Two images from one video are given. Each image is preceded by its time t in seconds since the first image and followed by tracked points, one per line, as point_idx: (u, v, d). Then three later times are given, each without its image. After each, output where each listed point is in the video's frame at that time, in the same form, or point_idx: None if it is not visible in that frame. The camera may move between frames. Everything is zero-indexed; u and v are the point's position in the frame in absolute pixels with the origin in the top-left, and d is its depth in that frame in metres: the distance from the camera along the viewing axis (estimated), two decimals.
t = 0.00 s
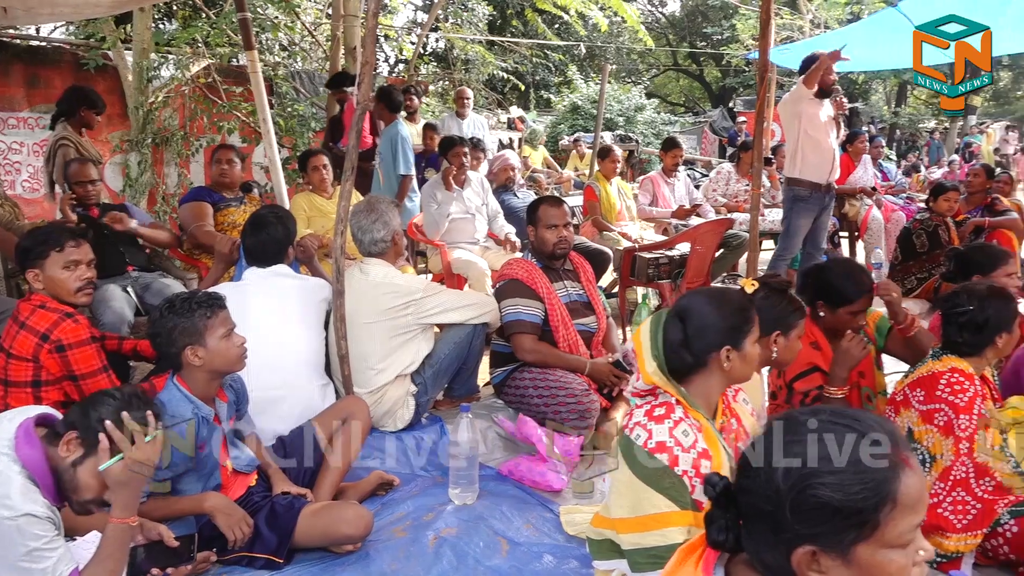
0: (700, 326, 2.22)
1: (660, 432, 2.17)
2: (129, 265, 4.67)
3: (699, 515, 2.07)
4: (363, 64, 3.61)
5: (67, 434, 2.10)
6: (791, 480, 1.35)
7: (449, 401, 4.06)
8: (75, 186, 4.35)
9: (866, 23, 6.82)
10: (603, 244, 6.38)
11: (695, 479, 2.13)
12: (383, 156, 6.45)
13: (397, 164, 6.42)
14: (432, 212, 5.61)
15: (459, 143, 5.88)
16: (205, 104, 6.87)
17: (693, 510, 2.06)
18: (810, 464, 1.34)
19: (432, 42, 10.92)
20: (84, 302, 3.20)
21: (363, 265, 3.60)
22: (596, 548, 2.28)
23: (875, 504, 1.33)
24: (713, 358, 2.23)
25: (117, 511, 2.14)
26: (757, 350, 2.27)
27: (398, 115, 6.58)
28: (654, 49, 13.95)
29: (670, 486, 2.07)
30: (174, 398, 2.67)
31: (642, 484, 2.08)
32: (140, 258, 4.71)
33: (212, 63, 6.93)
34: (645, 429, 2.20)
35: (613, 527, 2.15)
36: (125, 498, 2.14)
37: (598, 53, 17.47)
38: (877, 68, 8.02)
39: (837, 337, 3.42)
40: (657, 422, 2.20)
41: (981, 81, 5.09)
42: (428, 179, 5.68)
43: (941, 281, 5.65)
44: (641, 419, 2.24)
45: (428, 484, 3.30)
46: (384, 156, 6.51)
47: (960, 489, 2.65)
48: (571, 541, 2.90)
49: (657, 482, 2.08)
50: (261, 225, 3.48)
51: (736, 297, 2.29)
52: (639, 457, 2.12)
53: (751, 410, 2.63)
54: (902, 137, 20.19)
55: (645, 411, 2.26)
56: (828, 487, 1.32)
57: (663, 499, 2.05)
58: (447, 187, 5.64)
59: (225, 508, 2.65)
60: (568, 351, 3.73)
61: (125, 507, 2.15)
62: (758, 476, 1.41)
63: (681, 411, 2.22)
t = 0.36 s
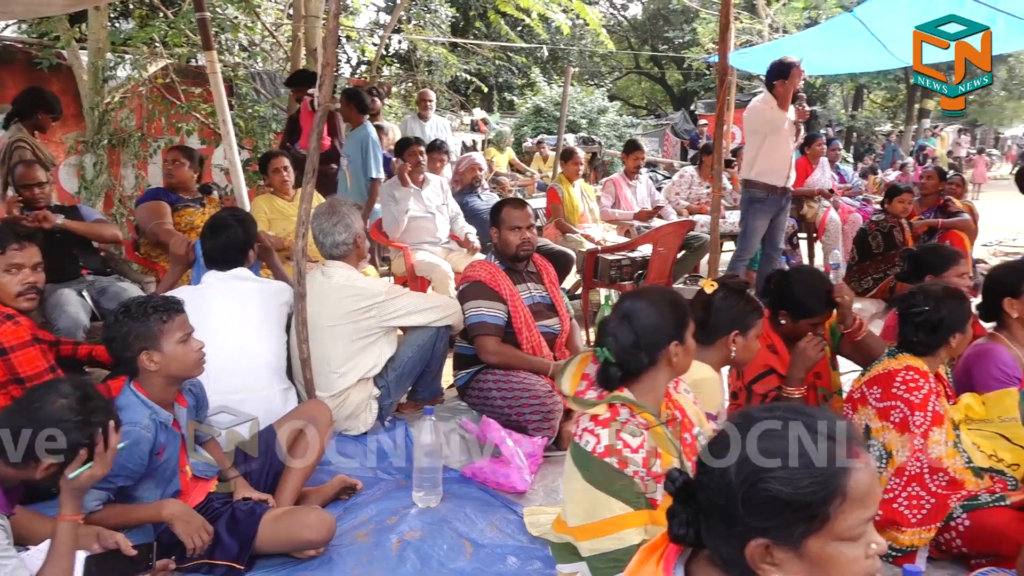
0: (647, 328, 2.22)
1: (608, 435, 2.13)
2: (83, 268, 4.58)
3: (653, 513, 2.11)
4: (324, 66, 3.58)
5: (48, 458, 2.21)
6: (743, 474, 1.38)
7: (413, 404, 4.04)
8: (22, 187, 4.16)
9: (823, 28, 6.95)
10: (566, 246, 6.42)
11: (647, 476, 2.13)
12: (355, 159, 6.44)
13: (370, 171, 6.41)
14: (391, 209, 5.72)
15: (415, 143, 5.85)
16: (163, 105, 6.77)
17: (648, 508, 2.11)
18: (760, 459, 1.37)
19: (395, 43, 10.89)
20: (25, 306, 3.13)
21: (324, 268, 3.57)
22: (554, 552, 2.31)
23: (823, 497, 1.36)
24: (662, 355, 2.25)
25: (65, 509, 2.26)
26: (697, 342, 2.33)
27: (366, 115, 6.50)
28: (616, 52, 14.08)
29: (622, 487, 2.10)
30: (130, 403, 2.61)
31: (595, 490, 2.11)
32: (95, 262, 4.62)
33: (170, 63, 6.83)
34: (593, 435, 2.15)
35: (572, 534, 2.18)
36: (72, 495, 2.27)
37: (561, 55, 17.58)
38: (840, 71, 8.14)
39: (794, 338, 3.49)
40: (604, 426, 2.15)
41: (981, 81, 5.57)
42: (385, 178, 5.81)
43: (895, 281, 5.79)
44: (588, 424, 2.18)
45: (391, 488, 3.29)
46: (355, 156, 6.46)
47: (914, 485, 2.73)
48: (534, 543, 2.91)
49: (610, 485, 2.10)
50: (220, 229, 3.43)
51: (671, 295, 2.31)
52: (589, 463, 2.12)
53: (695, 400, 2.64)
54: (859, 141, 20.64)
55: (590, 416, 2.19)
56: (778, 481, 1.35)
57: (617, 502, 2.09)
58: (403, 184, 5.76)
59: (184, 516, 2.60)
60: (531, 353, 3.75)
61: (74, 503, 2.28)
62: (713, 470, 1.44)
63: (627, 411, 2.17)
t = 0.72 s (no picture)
0: (580, 326, 2.25)
1: (553, 437, 2.14)
2: (39, 273, 4.49)
3: (606, 511, 2.10)
4: (286, 67, 3.55)
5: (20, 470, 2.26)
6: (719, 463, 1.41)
7: (379, 407, 4.03)
8: None
9: (783, 31, 7.11)
10: (532, 247, 6.45)
11: (597, 473, 2.10)
12: (325, 162, 6.41)
13: (343, 176, 6.46)
14: (353, 212, 5.65)
15: (379, 143, 5.83)
16: (122, 106, 6.66)
17: (601, 505, 2.10)
18: (731, 452, 1.40)
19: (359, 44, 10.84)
20: None
21: (288, 271, 3.54)
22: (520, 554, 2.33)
23: (794, 484, 1.39)
24: (598, 355, 2.28)
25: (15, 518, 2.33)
26: (636, 338, 2.36)
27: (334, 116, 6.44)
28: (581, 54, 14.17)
29: (571, 487, 2.09)
30: (89, 408, 2.59)
31: (546, 491, 2.12)
32: (51, 266, 4.53)
33: (129, 63, 6.72)
34: (540, 437, 2.16)
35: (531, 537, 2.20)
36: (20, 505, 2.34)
37: (526, 57, 17.64)
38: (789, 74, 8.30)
39: (755, 338, 3.55)
40: (548, 428, 2.16)
41: (981, 82, 5.68)
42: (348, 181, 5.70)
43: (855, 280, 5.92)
44: (535, 428, 2.20)
45: (358, 491, 3.28)
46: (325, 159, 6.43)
47: (874, 480, 2.78)
48: (502, 544, 2.92)
49: (560, 485, 2.10)
50: (181, 232, 3.39)
51: (607, 293, 2.38)
52: (537, 466, 2.14)
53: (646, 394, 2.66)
54: (819, 142, 20.99)
55: (537, 419, 2.21)
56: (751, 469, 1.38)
57: (567, 503, 2.10)
58: (368, 186, 5.69)
59: (146, 523, 2.57)
60: (497, 354, 3.76)
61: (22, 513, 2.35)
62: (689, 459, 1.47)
63: (571, 411, 2.18)
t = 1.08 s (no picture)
0: (564, 328, 2.30)
1: (541, 435, 2.18)
2: (9, 277, 4.44)
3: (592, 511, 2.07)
4: (259, 69, 3.53)
5: None
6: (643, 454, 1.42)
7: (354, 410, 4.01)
8: None
9: (754, 34, 7.21)
10: (508, 249, 6.46)
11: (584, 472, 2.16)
12: (296, 163, 6.33)
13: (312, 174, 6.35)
14: (327, 209, 5.62)
15: (353, 145, 5.80)
16: (92, 108, 6.58)
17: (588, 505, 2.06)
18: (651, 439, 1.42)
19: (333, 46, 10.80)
20: None
21: (262, 274, 3.52)
22: (501, 554, 2.32)
23: (720, 463, 1.41)
24: (583, 355, 2.32)
25: None
26: (621, 335, 2.39)
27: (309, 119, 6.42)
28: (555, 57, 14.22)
29: (559, 486, 2.06)
30: (61, 411, 2.57)
31: (533, 489, 2.09)
32: (21, 270, 4.47)
33: (99, 65, 6.65)
34: (528, 435, 2.21)
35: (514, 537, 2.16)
36: None
37: (501, 59, 17.67)
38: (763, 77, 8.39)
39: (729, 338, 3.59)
40: (537, 426, 2.21)
41: (983, 81, 5.58)
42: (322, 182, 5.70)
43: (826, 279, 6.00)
44: (522, 425, 2.24)
45: (334, 495, 3.27)
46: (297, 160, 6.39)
47: (847, 477, 2.83)
48: (479, 545, 2.93)
49: (547, 484, 2.07)
50: (153, 235, 3.36)
51: (591, 291, 2.41)
52: (525, 462, 2.11)
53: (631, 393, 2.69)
54: (792, 143, 21.22)
55: (525, 416, 2.25)
56: (677, 453, 1.40)
57: (555, 501, 2.06)
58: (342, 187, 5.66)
59: (119, 529, 2.54)
60: (473, 356, 3.77)
61: None
62: (614, 455, 1.47)
63: (560, 410, 2.23)
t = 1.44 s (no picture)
0: (564, 326, 2.33)
1: (541, 433, 2.19)
2: None
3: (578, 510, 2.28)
4: (233, 70, 3.51)
5: None
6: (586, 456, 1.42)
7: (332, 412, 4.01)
8: None
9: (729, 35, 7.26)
10: (485, 249, 6.47)
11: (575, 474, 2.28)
12: (269, 165, 6.31)
13: (287, 177, 6.33)
14: (304, 209, 5.63)
15: (329, 146, 5.77)
16: (63, 109, 6.49)
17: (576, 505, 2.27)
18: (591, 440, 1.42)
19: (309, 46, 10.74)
20: None
21: (238, 276, 3.51)
22: (484, 552, 2.37)
23: (660, 462, 1.42)
24: (583, 352, 2.35)
25: None
26: (619, 333, 2.43)
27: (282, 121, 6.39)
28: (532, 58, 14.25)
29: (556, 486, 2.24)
30: (33, 414, 2.54)
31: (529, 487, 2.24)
32: None
33: (70, 65, 6.56)
34: (527, 432, 2.20)
35: (502, 532, 2.31)
36: None
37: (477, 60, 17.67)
38: (738, 77, 8.45)
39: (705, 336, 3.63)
40: (537, 424, 2.20)
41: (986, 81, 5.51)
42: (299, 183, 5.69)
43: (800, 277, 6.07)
44: (520, 421, 2.22)
45: (312, 497, 3.25)
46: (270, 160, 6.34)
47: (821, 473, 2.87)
48: (458, 546, 2.94)
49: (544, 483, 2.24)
50: (128, 237, 3.33)
51: (590, 289, 2.44)
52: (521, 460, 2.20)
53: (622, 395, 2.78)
54: (767, 143, 21.42)
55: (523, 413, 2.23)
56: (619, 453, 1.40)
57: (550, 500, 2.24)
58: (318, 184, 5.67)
59: (93, 533, 2.51)
60: (451, 357, 3.78)
61: None
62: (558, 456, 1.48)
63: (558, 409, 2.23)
